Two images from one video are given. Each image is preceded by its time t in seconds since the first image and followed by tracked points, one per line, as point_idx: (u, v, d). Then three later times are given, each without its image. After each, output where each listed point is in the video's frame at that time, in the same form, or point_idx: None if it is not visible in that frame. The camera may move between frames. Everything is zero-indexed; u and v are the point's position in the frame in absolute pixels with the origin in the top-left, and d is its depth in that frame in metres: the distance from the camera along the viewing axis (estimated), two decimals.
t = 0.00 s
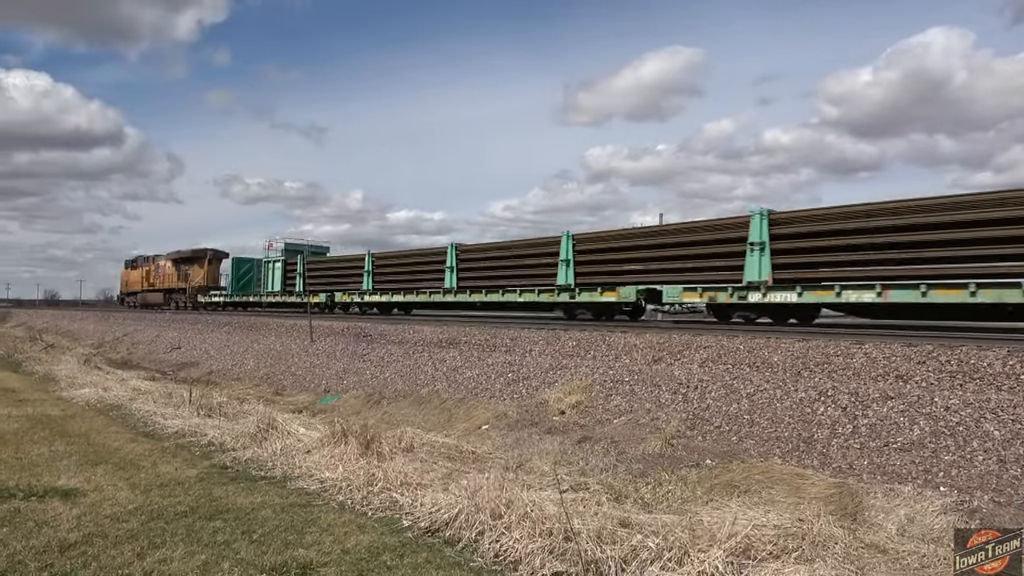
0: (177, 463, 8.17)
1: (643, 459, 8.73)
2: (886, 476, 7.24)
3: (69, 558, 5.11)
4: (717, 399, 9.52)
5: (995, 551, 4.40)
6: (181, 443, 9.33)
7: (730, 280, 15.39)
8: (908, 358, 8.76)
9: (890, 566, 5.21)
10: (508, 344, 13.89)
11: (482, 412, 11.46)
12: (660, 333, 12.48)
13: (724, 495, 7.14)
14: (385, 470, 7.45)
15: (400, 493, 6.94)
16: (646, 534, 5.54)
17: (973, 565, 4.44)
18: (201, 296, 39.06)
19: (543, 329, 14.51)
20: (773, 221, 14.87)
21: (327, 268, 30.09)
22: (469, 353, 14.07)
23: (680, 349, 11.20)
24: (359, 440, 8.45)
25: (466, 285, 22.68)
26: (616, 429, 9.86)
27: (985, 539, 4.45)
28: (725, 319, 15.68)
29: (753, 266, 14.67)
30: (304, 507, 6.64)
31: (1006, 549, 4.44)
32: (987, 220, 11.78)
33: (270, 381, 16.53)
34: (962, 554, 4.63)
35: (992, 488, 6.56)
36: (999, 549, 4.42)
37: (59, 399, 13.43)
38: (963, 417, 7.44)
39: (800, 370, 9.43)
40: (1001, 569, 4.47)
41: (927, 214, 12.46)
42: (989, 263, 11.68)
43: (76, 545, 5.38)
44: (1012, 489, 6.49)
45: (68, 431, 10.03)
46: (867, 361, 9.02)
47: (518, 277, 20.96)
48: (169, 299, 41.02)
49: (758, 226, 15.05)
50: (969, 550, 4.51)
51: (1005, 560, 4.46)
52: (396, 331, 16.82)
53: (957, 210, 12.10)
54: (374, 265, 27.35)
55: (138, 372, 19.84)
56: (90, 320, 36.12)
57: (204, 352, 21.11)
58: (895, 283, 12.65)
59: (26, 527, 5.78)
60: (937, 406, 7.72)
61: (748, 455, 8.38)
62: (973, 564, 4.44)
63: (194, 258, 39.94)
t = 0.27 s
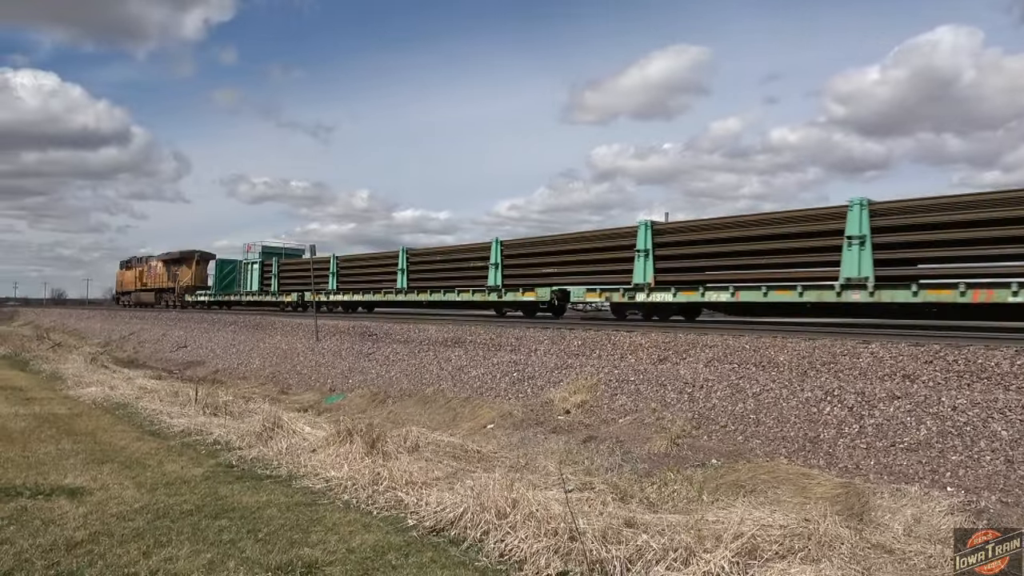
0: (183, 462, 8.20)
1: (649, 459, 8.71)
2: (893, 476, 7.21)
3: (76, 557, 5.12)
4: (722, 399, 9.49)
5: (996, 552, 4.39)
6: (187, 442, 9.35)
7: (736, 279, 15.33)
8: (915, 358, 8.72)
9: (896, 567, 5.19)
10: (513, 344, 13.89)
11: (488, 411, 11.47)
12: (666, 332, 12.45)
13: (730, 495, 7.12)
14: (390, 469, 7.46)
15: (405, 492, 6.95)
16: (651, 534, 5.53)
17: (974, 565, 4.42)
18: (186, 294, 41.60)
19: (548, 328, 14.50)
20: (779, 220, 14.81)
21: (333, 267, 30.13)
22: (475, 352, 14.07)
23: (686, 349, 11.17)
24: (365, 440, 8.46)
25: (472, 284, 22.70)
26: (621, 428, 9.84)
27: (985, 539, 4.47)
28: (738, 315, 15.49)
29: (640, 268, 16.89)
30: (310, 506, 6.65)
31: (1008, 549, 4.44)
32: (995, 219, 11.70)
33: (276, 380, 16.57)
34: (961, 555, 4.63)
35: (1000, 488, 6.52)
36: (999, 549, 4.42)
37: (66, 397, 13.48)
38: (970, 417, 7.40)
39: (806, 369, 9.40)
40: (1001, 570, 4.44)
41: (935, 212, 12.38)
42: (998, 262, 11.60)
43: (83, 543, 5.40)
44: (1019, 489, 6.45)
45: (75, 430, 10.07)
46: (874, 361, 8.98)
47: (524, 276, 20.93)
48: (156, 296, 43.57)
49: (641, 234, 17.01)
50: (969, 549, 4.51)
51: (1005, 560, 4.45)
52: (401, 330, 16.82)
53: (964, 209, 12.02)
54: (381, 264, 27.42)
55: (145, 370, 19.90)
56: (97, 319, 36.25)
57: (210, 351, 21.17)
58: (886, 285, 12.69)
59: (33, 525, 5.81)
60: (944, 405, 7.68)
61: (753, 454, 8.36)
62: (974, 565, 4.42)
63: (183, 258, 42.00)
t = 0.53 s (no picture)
0: (171, 462, 8.16)
1: (639, 459, 8.73)
2: (881, 476, 7.26)
3: (64, 557, 5.09)
4: (713, 398, 9.53)
5: (995, 551, 4.42)
6: (176, 441, 9.31)
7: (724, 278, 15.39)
8: (903, 358, 8.77)
9: (885, 565, 5.22)
10: (504, 343, 13.90)
11: (478, 410, 11.47)
12: (657, 332, 12.48)
13: (719, 494, 7.15)
14: (380, 469, 7.45)
15: (396, 491, 6.94)
16: (641, 533, 5.55)
17: (974, 565, 4.44)
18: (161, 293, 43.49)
19: (540, 328, 14.50)
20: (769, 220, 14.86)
21: (324, 266, 30.06)
22: (466, 352, 14.06)
23: (676, 348, 11.20)
24: (355, 440, 8.45)
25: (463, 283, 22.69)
26: (611, 428, 9.86)
27: (986, 539, 4.47)
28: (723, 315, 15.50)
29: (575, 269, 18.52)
30: (299, 506, 6.63)
31: (1007, 548, 4.48)
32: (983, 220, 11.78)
33: (266, 380, 16.51)
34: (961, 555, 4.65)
35: (987, 487, 6.58)
36: (999, 549, 4.44)
37: (54, 397, 13.39)
38: (958, 416, 7.46)
39: (795, 369, 9.44)
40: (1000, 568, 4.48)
41: (924, 213, 12.44)
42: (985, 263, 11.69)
43: (70, 544, 5.36)
44: (1006, 488, 6.50)
45: (63, 430, 10.01)
46: (863, 360, 9.03)
47: (515, 276, 20.93)
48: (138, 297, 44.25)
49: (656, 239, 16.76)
50: (968, 549, 4.52)
51: (1004, 559, 4.48)
52: (392, 330, 16.79)
53: (952, 210, 12.09)
54: (372, 263, 27.38)
55: (134, 370, 19.80)
56: (86, 319, 36.03)
57: (200, 351, 21.07)
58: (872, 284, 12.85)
59: (20, 526, 5.77)
60: (932, 405, 7.74)
61: (743, 454, 8.39)
62: (973, 564, 4.44)
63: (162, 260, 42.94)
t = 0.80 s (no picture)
0: (171, 460, 8.17)
1: (638, 457, 8.75)
2: (879, 475, 7.27)
3: (63, 555, 5.10)
4: (712, 398, 9.54)
5: (995, 551, 4.37)
6: (176, 439, 9.32)
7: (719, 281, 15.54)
8: (902, 358, 8.78)
9: (883, 564, 5.23)
10: (503, 342, 13.92)
11: (478, 409, 11.48)
12: (656, 331, 12.49)
13: (718, 493, 7.16)
14: (380, 468, 7.45)
15: (395, 490, 6.94)
16: (640, 532, 5.55)
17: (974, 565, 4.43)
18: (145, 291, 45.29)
19: (539, 327, 14.51)
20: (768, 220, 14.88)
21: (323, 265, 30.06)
22: (465, 351, 14.08)
23: (675, 348, 11.21)
24: (355, 438, 8.45)
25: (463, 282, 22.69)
26: (611, 427, 9.88)
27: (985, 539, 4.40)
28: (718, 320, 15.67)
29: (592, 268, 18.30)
30: (298, 505, 6.63)
31: (1007, 549, 4.38)
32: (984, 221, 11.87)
33: (266, 379, 16.52)
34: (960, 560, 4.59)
35: (985, 487, 6.59)
36: (999, 549, 4.38)
37: (53, 396, 13.39)
38: (957, 416, 7.47)
39: (794, 369, 9.46)
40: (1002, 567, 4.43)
41: (924, 213, 12.45)
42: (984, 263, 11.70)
43: (70, 542, 5.37)
44: (1004, 488, 6.52)
45: (62, 428, 10.01)
46: (862, 360, 9.05)
47: (514, 274, 20.95)
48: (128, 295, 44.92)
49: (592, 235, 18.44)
50: (968, 550, 4.50)
51: (1005, 560, 4.40)
52: (392, 328, 16.80)
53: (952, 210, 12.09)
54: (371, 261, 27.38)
55: (134, 369, 19.80)
56: (85, 317, 35.95)
57: (199, 349, 21.09)
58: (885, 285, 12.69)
59: (20, 523, 5.78)
60: (930, 404, 7.75)
61: (742, 453, 8.41)
62: (974, 564, 4.42)
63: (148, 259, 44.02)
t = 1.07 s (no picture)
0: (181, 457, 8.22)
1: (647, 457, 8.75)
2: (889, 475, 7.25)
3: (76, 551, 5.15)
4: (720, 397, 9.53)
5: (994, 551, 4.21)
6: (186, 437, 9.37)
7: (721, 280, 15.37)
8: (912, 357, 8.75)
9: (892, 565, 5.22)
10: (511, 341, 13.93)
11: (486, 408, 11.50)
12: (664, 330, 12.48)
13: (727, 492, 7.16)
14: (388, 466, 7.48)
15: (404, 488, 6.97)
16: (648, 531, 5.55)
17: (974, 565, 4.27)
18: (145, 291, 46.00)
19: (547, 325, 14.51)
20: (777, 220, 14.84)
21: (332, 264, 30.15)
22: (473, 349, 14.09)
23: (683, 347, 11.19)
24: (363, 436, 8.48)
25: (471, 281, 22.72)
26: (619, 426, 9.88)
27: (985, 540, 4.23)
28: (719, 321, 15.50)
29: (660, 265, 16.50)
30: (307, 502, 6.66)
31: (1006, 548, 4.17)
32: (996, 220, 11.68)
33: (275, 377, 16.59)
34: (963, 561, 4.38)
35: (995, 487, 6.57)
36: (998, 548, 4.20)
37: (64, 393, 13.48)
38: (967, 416, 7.44)
39: (803, 368, 9.43)
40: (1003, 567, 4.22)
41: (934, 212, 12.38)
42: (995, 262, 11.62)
43: (82, 538, 5.42)
44: (1014, 488, 6.49)
45: (73, 425, 10.09)
46: (871, 359, 9.02)
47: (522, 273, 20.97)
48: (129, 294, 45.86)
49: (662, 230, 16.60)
50: (970, 549, 4.36)
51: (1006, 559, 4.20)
52: (400, 327, 16.83)
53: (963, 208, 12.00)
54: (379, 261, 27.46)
55: (144, 367, 19.92)
56: (95, 315, 36.19)
57: (208, 347, 21.20)
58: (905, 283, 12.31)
59: (33, 520, 5.83)
60: (940, 404, 7.72)
61: (751, 453, 8.40)
62: (973, 564, 4.26)
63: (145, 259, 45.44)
